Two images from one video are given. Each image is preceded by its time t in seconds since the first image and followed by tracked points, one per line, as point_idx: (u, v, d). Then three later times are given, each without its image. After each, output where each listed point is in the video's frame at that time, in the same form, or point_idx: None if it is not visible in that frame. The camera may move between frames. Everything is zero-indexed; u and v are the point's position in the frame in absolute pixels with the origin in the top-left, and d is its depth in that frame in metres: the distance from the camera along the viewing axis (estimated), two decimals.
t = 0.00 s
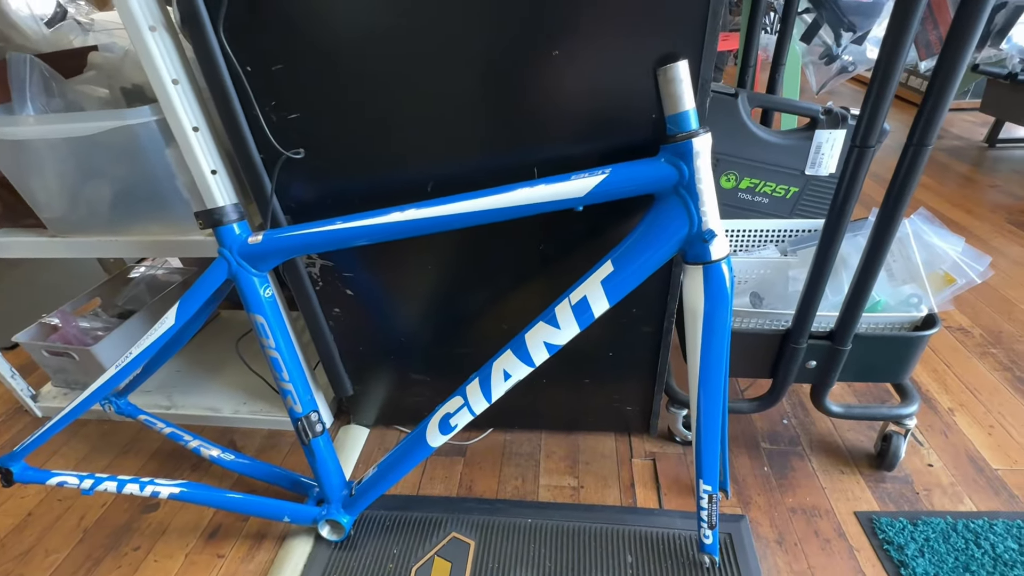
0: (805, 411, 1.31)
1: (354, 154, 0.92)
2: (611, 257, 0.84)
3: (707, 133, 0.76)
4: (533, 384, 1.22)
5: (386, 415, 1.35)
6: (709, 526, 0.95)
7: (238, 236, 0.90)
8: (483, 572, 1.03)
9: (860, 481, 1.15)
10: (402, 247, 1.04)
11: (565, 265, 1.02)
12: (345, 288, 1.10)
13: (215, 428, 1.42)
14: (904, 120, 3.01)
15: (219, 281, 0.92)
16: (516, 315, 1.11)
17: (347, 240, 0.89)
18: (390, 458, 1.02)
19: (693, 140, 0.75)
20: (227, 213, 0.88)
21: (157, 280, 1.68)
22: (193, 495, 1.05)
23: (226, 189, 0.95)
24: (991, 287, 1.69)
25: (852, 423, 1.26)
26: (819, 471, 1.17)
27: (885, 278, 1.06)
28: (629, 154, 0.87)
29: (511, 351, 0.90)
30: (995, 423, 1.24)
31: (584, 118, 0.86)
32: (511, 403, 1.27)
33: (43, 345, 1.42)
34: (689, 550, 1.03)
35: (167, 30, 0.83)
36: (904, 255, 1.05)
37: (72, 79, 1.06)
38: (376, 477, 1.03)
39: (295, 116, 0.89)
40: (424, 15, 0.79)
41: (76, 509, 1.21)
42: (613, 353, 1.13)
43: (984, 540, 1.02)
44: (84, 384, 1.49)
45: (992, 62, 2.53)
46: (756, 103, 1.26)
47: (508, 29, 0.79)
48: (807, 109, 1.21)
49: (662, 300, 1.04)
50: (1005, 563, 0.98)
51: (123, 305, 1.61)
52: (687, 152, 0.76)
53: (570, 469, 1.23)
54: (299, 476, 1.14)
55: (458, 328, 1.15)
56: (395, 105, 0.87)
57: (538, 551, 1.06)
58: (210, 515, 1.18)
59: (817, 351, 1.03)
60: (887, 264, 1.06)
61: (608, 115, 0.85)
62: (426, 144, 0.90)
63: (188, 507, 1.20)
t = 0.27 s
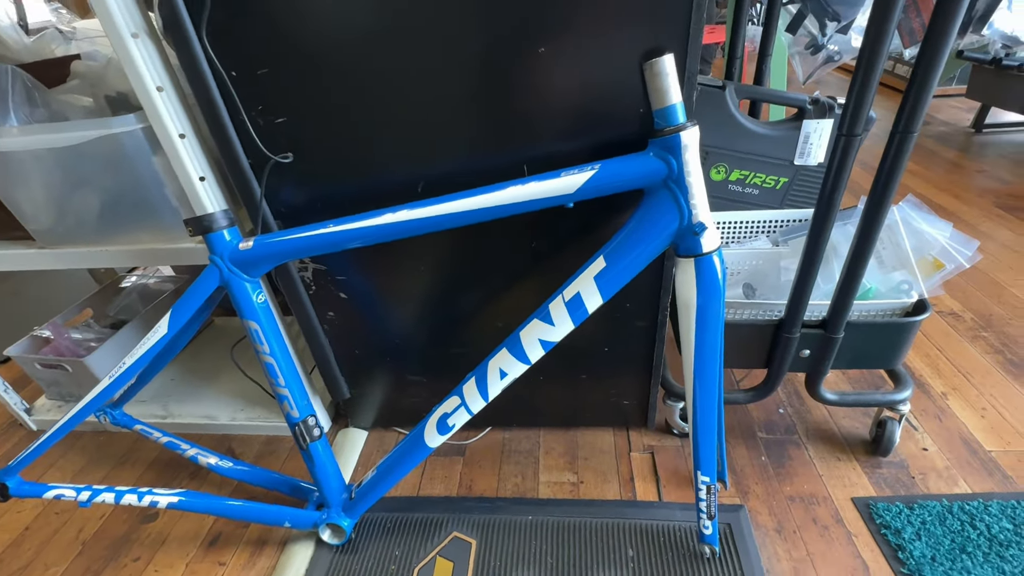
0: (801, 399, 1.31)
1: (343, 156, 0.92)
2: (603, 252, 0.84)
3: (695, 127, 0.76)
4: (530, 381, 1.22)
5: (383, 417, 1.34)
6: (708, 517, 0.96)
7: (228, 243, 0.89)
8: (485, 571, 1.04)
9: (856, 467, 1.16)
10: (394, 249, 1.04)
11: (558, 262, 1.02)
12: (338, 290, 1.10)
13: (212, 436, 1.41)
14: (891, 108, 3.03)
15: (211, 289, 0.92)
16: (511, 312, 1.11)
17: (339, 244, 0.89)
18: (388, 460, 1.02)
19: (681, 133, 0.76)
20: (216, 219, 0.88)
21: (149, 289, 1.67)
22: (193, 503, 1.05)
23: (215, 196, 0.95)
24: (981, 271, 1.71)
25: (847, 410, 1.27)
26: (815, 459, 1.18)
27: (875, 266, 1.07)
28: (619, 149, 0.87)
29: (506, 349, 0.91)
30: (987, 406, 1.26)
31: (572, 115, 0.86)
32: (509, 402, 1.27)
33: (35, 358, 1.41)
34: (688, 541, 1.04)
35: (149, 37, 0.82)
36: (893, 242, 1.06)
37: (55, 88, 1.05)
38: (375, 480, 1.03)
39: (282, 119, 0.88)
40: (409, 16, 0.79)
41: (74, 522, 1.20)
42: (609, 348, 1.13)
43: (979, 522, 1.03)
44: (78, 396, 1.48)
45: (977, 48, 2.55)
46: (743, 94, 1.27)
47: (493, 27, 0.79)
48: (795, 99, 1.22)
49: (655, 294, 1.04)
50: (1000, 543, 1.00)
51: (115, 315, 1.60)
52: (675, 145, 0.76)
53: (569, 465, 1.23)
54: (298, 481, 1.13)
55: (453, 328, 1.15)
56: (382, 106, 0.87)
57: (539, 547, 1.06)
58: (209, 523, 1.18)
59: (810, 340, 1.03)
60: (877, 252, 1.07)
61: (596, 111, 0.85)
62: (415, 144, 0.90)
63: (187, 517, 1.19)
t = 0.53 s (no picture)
0: (794, 384, 1.32)
1: (322, 159, 0.90)
2: (589, 246, 0.83)
3: (675, 116, 0.75)
4: (523, 378, 1.21)
5: (377, 420, 1.33)
6: (705, 506, 0.96)
7: (208, 251, 0.88)
8: (484, 571, 1.03)
9: (850, 450, 1.16)
10: (378, 251, 1.02)
11: (545, 257, 1.02)
12: (325, 295, 1.09)
13: (204, 447, 1.40)
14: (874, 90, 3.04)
15: (193, 299, 0.90)
16: (500, 309, 1.10)
17: (321, 248, 0.88)
18: (382, 464, 1.01)
19: (662, 123, 0.75)
20: (195, 228, 0.86)
21: (135, 301, 1.64)
22: (185, 517, 1.03)
23: (193, 205, 0.93)
24: (968, 249, 1.72)
25: (840, 394, 1.27)
26: (810, 444, 1.19)
27: (862, 248, 1.07)
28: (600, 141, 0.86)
29: (496, 348, 0.90)
30: (977, 383, 1.27)
31: (552, 108, 0.85)
32: (503, 400, 1.26)
33: (20, 376, 1.38)
34: (686, 531, 1.04)
35: (116, 45, 0.81)
36: (879, 224, 1.05)
37: (24, 100, 1.03)
38: (370, 484, 1.02)
39: (258, 124, 0.87)
40: (382, 14, 0.77)
41: (67, 541, 1.19)
42: (600, 341, 1.13)
43: (973, 499, 1.04)
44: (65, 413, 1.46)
45: (957, 27, 2.56)
46: (726, 81, 1.27)
47: (468, 22, 0.78)
48: (778, 84, 1.22)
49: (644, 285, 1.03)
50: (994, 519, 1.00)
51: (101, 329, 1.57)
52: (656, 135, 0.75)
53: (566, 461, 1.23)
54: (292, 489, 1.12)
55: (443, 328, 1.14)
56: (359, 107, 0.85)
57: (538, 545, 1.06)
58: (204, 536, 1.16)
59: (800, 325, 1.03)
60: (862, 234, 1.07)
61: (575, 103, 0.84)
62: (394, 144, 0.89)
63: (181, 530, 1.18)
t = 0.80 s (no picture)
0: (777, 363, 1.27)
1: (256, 147, 0.84)
2: (544, 227, 0.78)
3: (627, 80, 0.70)
4: (495, 371, 1.16)
5: (347, 423, 1.28)
6: (684, 495, 0.91)
7: (138, 251, 0.81)
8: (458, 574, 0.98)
9: (836, 428, 1.12)
10: (329, 244, 0.96)
11: (506, 242, 0.96)
12: (277, 294, 1.02)
13: (168, 461, 1.33)
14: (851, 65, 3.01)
15: (127, 304, 0.84)
16: (464, 300, 1.04)
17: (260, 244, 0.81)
18: (345, 469, 0.96)
19: (612, 88, 0.69)
20: (121, 228, 0.80)
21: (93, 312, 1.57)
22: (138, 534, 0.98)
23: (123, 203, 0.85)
24: (950, 217, 1.68)
25: (824, 370, 1.23)
26: (794, 423, 1.14)
27: (838, 217, 1.02)
28: (552, 114, 0.81)
29: (454, 340, 0.84)
30: (964, 352, 1.23)
31: (497, 81, 0.79)
32: (476, 394, 1.21)
33: None
34: (667, 522, 1.00)
35: (17, 30, 0.74)
36: (855, 191, 1.01)
37: None
38: (333, 491, 0.97)
39: (182, 112, 0.80)
40: None
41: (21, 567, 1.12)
42: (571, 328, 1.08)
43: (963, 472, 1.00)
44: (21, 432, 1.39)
45: None
46: (693, 51, 1.21)
47: None
48: (746, 52, 1.16)
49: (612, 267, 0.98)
50: (985, 492, 0.97)
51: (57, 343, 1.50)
52: (607, 102, 0.70)
53: (543, 454, 1.18)
54: (254, 499, 1.07)
55: (406, 323, 1.08)
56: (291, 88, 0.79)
57: (514, 544, 1.01)
58: (166, 554, 1.10)
59: (776, 301, 0.99)
60: (837, 203, 1.02)
61: (522, 74, 0.79)
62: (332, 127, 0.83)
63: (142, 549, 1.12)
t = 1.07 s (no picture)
0: (761, 332, 1.18)
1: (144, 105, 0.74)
2: (481, 176, 0.66)
3: None
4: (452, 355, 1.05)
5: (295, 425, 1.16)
6: (663, 482, 0.81)
7: None
8: None
9: (827, 397, 1.03)
10: (245, 218, 0.83)
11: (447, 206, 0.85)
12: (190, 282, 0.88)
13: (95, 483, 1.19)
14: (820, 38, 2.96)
15: None
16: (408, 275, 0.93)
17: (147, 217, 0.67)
18: (280, 474, 0.84)
19: None
20: None
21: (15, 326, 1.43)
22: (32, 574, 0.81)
23: None
24: (936, 174, 1.60)
25: (810, 336, 1.14)
26: (781, 395, 1.05)
27: (818, 161, 0.92)
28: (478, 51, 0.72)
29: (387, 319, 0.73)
30: (958, 308, 1.14)
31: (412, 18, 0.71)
32: (434, 384, 1.10)
33: None
34: (646, 512, 0.89)
35: None
36: (836, 132, 0.90)
37: None
38: (269, 502, 0.84)
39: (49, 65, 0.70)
40: None
41: None
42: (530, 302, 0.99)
43: (966, 436, 0.91)
44: None
45: None
46: None
47: None
48: None
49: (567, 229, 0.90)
50: (991, 457, 0.88)
51: None
52: (541, 17, 0.59)
53: (511, 446, 1.07)
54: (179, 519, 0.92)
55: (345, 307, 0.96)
56: (182, 29, 0.69)
57: (478, 548, 0.90)
58: None
59: (755, 258, 0.89)
60: (817, 146, 0.92)
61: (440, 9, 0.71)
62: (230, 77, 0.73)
63: None
